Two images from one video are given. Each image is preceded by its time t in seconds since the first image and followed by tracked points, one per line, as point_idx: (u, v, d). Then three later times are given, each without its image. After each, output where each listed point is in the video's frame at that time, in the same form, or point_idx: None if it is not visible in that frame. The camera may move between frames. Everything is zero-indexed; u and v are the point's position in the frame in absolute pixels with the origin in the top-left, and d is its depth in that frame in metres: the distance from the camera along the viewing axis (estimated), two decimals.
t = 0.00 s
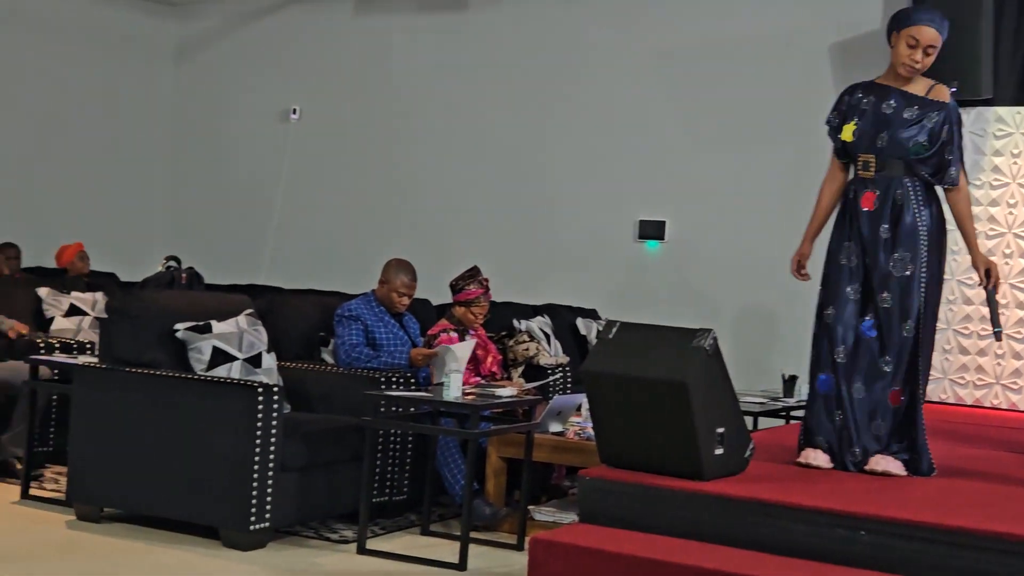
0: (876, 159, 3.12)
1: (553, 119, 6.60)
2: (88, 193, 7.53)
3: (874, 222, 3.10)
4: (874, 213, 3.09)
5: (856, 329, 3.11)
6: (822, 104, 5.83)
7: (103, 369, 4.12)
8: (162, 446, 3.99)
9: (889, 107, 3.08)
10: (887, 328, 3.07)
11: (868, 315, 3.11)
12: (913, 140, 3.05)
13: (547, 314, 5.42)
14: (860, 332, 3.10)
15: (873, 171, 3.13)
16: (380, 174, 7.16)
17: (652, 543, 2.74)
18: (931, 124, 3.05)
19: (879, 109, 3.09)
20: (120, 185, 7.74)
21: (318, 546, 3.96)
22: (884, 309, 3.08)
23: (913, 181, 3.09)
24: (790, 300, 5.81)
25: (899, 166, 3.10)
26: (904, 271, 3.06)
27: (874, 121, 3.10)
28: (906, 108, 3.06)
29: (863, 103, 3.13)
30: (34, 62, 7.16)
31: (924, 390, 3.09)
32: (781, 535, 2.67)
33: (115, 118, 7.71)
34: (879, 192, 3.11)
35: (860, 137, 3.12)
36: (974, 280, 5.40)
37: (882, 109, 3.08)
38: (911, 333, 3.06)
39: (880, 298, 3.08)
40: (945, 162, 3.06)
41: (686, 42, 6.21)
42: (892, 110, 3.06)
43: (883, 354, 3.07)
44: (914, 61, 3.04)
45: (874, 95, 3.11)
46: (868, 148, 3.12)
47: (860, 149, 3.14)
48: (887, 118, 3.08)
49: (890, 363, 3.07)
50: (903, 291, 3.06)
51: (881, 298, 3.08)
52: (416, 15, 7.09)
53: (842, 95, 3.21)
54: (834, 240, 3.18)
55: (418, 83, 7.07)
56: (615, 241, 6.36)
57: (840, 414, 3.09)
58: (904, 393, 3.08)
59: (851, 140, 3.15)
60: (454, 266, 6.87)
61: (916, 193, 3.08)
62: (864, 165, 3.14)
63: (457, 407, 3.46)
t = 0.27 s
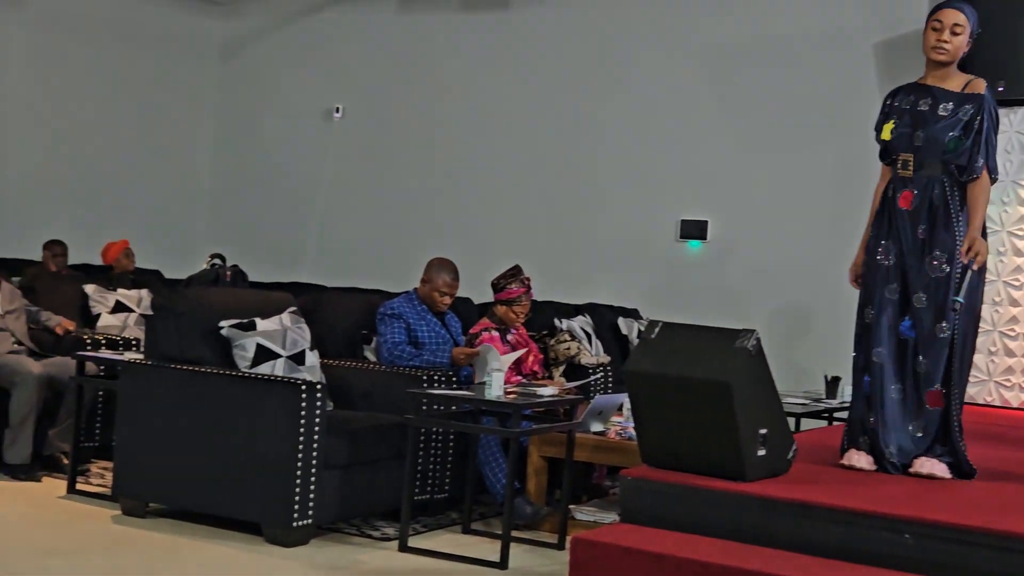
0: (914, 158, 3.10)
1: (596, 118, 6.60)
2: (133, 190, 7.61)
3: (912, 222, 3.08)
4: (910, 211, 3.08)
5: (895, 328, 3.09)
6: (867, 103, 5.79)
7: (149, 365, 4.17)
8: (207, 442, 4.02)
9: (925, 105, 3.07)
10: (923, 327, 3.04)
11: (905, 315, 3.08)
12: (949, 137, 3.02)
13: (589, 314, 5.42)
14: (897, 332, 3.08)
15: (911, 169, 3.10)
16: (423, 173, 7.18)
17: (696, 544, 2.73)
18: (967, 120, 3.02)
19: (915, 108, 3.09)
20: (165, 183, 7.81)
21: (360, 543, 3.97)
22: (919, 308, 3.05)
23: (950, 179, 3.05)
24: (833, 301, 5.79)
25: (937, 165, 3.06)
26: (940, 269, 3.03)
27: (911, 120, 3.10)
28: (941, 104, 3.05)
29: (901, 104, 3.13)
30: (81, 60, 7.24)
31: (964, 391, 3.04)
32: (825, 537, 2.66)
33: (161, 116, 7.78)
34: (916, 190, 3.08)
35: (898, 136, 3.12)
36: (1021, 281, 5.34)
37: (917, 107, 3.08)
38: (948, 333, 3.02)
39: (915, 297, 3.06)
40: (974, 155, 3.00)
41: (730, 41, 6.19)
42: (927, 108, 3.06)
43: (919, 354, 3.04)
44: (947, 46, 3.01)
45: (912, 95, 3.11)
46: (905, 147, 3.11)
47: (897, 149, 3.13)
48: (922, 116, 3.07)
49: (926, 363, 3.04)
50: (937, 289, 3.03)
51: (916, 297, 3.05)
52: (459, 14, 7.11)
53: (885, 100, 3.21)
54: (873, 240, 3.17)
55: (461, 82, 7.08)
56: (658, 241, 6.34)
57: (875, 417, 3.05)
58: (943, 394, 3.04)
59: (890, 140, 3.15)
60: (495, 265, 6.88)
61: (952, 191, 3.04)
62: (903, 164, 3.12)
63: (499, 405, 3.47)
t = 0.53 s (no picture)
0: (947, 156, 3.05)
1: (632, 118, 6.58)
2: (171, 189, 7.66)
3: (942, 221, 3.03)
4: (942, 209, 3.03)
5: (921, 330, 3.06)
6: (905, 103, 5.75)
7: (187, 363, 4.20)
8: (244, 439, 4.04)
9: (958, 104, 3.04)
10: (952, 327, 3.01)
11: (933, 315, 3.05)
12: (981, 135, 2.98)
13: (624, 314, 5.41)
14: (926, 332, 3.05)
15: (944, 167, 3.05)
16: (459, 173, 7.20)
17: (732, 545, 2.72)
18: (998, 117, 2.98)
19: (948, 107, 3.06)
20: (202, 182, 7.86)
21: (395, 541, 3.99)
22: (948, 308, 3.02)
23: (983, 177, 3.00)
24: (869, 303, 5.75)
25: (971, 164, 3.01)
26: (969, 268, 2.99)
27: (943, 119, 3.06)
28: (975, 103, 3.01)
29: (933, 103, 3.10)
30: (120, 60, 7.29)
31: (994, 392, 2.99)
32: (862, 539, 2.64)
33: (198, 115, 7.83)
34: (948, 188, 3.03)
35: (930, 134, 3.08)
36: None
37: (949, 105, 3.05)
38: (978, 334, 2.98)
39: (943, 296, 3.02)
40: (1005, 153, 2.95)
41: (767, 41, 6.16)
42: (958, 106, 3.03)
43: (948, 354, 3.01)
44: (965, 37, 3.01)
45: (944, 93, 3.08)
46: (937, 145, 3.07)
47: (929, 148, 3.09)
48: (956, 115, 3.04)
49: (954, 363, 3.00)
50: (966, 289, 2.99)
51: (945, 296, 3.01)
52: (495, 14, 7.12)
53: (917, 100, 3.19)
54: (902, 239, 3.14)
55: (496, 81, 7.09)
56: (693, 241, 6.33)
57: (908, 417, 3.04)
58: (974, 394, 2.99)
59: (922, 138, 3.11)
60: (530, 265, 6.88)
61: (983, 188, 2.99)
62: (936, 163, 3.07)
63: (534, 405, 3.47)
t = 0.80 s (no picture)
0: (973, 157, 3.00)
1: (655, 119, 6.58)
2: (196, 190, 7.69)
3: (971, 224, 2.99)
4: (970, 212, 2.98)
5: (944, 332, 3.02)
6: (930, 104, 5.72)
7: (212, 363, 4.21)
8: (268, 439, 4.06)
9: (984, 104, 2.99)
10: (981, 330, 2.97)
11: (958, 318, 3.01)
12: (1010, 137, 2.94)
13: (648, 315, 5.41)
14: (950, 335, 3.01)
15: (970, 169, 3.00)
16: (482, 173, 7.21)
17: (756, 547, 2.72)
18: None
19: (973, 106, 3.01)
20: (226, 183, 7.89)
21: (419, 541, 3.99)
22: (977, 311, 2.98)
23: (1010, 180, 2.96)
24: (893, 305, 5.73)
25: (997, 167, 2.97)
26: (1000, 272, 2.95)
27: (968, 119, 3.01)
28: (1002, 103, 2.96)
29: (958, 102, 3.04)
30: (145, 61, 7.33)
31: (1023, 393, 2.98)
32: (887, 542, 2.63)
33: (223, 116, 7.87)
34: (977, 190, 2.98)
35: (956, 135, 3.02)
36: None
37: (977, 105, 2.99)
38: (1006, 337, 2.96)
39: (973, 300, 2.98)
40: None
41: (790, 41, 6.15)
42: (987, 107, 2.97)
43: (976, 357, 2.98)
44: (980, 38, 2.99)
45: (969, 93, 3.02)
46: (963, 145, 3.02)
47: (953, 148, 3.03)
48: (983, 115, 2.98)
49: (983, 366, 2.98)
50: (997, 292, 2.95)
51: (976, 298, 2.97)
52: (519, 15, 7.12)
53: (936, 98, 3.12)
54: (925, 241, 3.09)
55: (520, 82, 7.10)
56: (718, 242, 6.32)
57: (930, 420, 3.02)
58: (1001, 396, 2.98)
59: (947, 138, 3.04)
60: (554, 266, 6.88)
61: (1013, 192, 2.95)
62: (960, 164, 3.02)
63: (557, 406, 3.47)
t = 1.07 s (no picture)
0: (987, 160, 2.99)
1: (659, 121, 6.58)
2: (200, 192, 7.70)
3: (987, 228, 2.96)
4: (988, 215, 2.96)
5: (956, 338, 3.00)
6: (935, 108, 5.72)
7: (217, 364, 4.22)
8: (272, 440, 4.06)
9: (998, 107, 2.97)
10: (994, 335, 2.96)
11: (971, 323, 2.99)
12: None
13: (651, 317, 5.40)
14: (962, 339, 2.99)
15: (985, 172, 2.99)
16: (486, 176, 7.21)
17: (759, 549, 2.72)
18: None
19: (987, 108, 2.98)
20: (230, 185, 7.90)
21: (423, 543, 3.99)
22: (991, 316, 2.96)
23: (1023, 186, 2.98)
24: (896, 307, 5.73)
25: (1008, 171, 2.98)
26: (1014, 277, 2.95)
27: (985, 121, 2.97)
28: (1017, 107, 2.96)
29: (971, 103, 3.00)
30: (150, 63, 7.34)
31: None
32: (890, 544, 2.63)
33: (227, 118, 7.87)
34: (993, 194, 2.97)
35: (972, 136, 2.99)
36: None
37: (992, 107, 2.97)
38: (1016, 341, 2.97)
39: (988, 304, 2.97)
40: None
41: (795, 44, 6.15)
42: (1002, 109, 2.96)
43: (988, 362, 2.97)
44: (982, 44, 3.00)
45: (982, 94, 3.00)
46: (978, 148, 2.99)
47: (967, 151, 3.00)
48: (1001, 118, 2.96)
49: (995, 371, 2.97)
50: (1013, 297, 2.95)
51: (993, 302, 2.96)
52: (523, 17, 7.12)
53: (942, 96, 3.08)
54: (932, 244, 3.05)
55: (523, 84, 7.10)
56: (720, 244, 6.32)
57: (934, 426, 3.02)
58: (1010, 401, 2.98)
59: (961, 140, 3.01)
60: (557, 268, 6.88)
61: None
62: (973, 167, 3.00)
63: (561, 408, 3.47)
